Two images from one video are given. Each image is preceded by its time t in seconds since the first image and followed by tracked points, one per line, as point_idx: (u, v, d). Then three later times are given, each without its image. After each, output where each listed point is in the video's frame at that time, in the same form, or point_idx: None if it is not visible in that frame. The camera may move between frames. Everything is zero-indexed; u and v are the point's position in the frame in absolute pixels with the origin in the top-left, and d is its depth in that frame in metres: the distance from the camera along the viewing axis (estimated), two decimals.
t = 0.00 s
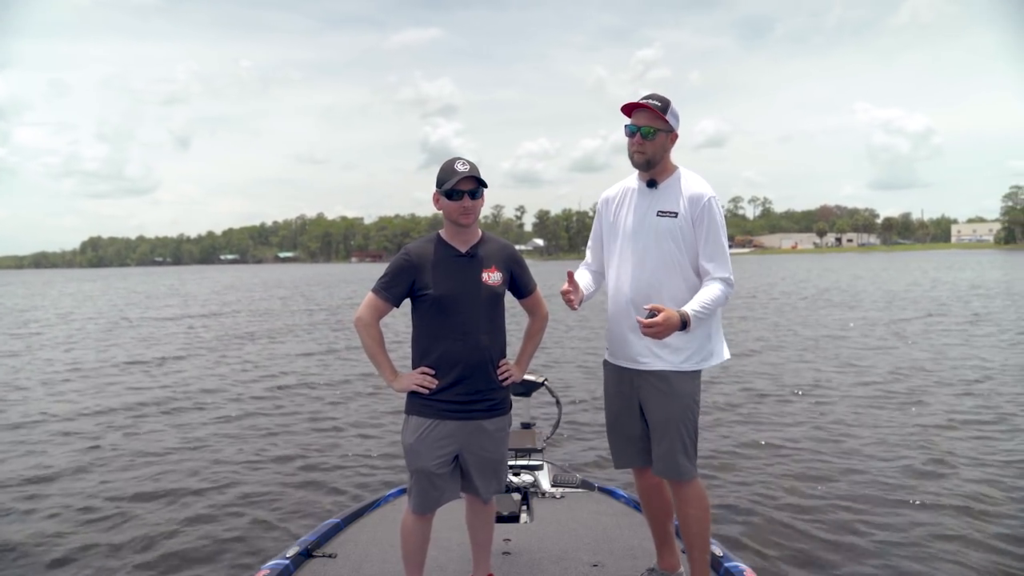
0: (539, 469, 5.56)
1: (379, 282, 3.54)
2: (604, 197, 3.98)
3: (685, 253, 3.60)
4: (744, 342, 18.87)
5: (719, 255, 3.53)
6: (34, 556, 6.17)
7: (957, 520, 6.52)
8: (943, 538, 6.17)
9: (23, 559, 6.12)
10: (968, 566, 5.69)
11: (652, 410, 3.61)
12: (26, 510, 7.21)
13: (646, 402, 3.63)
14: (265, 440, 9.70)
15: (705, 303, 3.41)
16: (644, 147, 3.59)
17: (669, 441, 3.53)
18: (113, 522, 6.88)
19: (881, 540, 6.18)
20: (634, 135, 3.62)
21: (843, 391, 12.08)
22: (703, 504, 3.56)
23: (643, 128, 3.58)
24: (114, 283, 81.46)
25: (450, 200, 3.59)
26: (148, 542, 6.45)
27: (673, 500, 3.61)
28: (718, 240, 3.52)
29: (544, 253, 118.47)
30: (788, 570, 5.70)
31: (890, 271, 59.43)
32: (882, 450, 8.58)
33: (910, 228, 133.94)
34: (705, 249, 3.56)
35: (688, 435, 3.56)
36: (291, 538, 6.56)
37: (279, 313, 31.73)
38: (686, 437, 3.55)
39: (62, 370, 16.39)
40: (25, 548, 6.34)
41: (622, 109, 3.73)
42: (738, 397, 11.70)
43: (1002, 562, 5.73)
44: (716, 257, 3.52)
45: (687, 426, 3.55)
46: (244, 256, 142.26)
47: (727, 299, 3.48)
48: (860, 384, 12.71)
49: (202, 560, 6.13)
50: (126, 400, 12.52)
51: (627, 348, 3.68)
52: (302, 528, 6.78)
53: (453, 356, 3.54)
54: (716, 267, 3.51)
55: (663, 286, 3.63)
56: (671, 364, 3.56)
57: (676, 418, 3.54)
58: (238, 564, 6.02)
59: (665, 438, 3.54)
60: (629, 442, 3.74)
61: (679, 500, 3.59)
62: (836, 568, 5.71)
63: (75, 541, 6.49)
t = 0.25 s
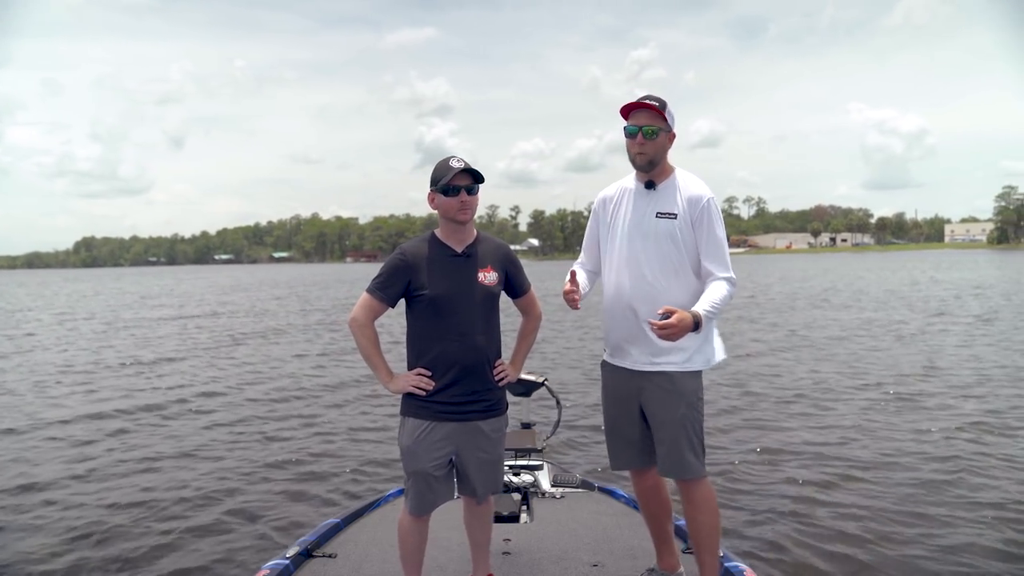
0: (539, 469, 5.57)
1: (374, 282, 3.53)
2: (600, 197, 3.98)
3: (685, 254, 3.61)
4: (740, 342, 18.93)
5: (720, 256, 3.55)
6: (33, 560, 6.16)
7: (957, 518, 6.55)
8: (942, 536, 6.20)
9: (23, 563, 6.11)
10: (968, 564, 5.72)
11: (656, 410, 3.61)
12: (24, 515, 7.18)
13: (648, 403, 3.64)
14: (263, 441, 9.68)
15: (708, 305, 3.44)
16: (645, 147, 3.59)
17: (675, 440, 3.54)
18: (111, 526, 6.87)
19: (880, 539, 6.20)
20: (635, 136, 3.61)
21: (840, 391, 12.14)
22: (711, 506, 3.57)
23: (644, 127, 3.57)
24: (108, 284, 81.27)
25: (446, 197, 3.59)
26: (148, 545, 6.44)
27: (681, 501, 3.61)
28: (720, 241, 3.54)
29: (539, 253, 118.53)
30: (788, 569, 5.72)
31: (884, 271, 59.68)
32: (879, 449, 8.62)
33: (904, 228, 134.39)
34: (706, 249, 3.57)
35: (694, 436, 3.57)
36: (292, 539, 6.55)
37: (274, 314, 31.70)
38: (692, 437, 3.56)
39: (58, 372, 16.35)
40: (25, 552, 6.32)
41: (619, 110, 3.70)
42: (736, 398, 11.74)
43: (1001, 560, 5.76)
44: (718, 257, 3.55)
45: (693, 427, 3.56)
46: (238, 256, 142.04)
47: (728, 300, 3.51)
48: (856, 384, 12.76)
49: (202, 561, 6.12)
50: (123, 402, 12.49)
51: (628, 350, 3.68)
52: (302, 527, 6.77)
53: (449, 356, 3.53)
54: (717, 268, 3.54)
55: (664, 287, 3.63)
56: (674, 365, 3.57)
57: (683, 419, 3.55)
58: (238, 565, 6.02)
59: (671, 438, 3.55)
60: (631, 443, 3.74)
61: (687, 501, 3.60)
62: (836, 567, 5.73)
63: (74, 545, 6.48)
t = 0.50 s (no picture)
0: (539, 469, 5.61)
1: (371, 283, 3.52)
2: (604, 200, 3.97)
3: (693, 254, 3.61)
4: (736, 343, 18.98)
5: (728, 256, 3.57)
6: (31, 561, 6.14)
7: (955, 520, 6.58)
8: (941, 539, 6.23)
9: (21, 563, 6.09)
10: (967, 566, 5.74)
11: (660, 414, 3.61)
12: (23, 515, 7.16)
13: (651, 407, 3.64)
14: (261, 442, 9.67)
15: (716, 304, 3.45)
16: (653, 144, 3.59)
17: (681, 444, 3.55)
18: (109, 526, 6.85)
19: (879, 542, 6.23)
20: (642, 135, 3.61)
21: (836, 392, 12.19)
22: (715, 509, 3.57)
23: (651, 126, 3.58)
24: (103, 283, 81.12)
25: (445, 200, 3.58)
26: (147, 546, 6.43)
27: (686, 504, 3.61)
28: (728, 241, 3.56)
29: (535, 254, 118.59)
30: (788, 571, 5.74)
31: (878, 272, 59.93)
32: (877, 451, 8.66)
33: (898, 229, 134.97)
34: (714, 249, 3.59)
35: (699, 439, 3.57)
36: (292, 539, 6.55)
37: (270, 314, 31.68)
38: (697, 440, 3.56)
39: (54, 372, 16.31)
40: (24, 553, 6.30)
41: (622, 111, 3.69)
42: (733, 399, 11.77)
43: (1000, 562, 5.79)
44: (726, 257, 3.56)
45: (698, 430, 3.57)
46: (233, 256, 141.81)
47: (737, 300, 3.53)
48: (853, 385, 12.82)
49: (202, 562, 6.11)
50: (119, 402, 12.46)
51: (635, 352, 3.67)
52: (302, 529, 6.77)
53: (448, 357, 3.53)
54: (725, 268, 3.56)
55: (673, 288, 3.61)
56: (679, 368, 3.58)
57: (688, 422, 3.55)
58: (238, 566, 6.01)
59: (676, 441, 3.56)
60: (634, 446, 3.74)
61: (693, 504, 3.59)
62: (836, 569, 5.75)
63: (74, 546, 6.47)
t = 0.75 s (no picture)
0: (538, 469, 5.59)
1: (369, 285, 3.51)
2: (606, 204, 3.97)
3: (700, 253, 3.62)
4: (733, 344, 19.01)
5: (734, 254, 3.59)
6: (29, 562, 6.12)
7: (953, 521, 6.60)
8: (939, 540, 6.24)
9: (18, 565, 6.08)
10: (965, 566, 5.76)
11: (666, 416, 3.61)
12: (22, 516, 7.15)
13: (658, 410, 3.64)
14: (261, 443, 9.67)
15: (722, 303, 3.48)
16: (657, 144, 3.60)
17: (688, 447, 3.54)
18: (107, 528, 6.83)
19: (878, 542, 6.24)
20: (645, 134, 3.61)
21: (833, 393, 12.22)
22: (718, 514, 3.57)
23: (654, 125, 3.59)
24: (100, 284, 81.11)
25: (450, 201, 3.57)
26: (144, 547, 6.41)
27: (686, 508, 3.62)
28: (733, 240, 3.59)
29: (531, 255, 118.72)
30: (787, 572, 5.75)
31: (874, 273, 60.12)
32: (874, 451, 8.67)
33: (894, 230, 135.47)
34: (720, 249, 3.62)
35: (706, 442, 3.56)
36: (292, 540, 6.54)
37: (268, 316, 31.70)
38: (704, 443, 3.55)
39: (52, 373, 16.31)
40: (23, 554, 6.29)
41: (623, 111, 3.70)
42: (731, 399, 11.80)
43: (998, 562, 5.81)
44: (731, 256, 3.59)
45: (705, 433, 3.56)
46: (229, 256, 141.63)
47: (744, 299, 3.55)
48: (851, 386, 12.87)
49: (202, 562, 6.10)
50: (116, 403, 12.43)
51: (644, 353, 3.66)
52: (302, 529, 6.76)
53: (448, 358, 3.53)
54: (731, 266, 3.58)
55: (679, 286, 3.61)
56: (689, 369, 3.58)
57: (696, 425, 3.54)
58: (237, 566, 6.00)
59: (683, 444, 3.55)
60: (639, 449, 3.74)
61: (693, 508, 3.60)
62: (835, 570, 5.77)
63: (73, 547, 6.45)
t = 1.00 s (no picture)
0: (539, 469, 5.58)
1: (370, 285, 3.51)
2: (606, 205, 3.96)
3: (704, 253, 3.63)
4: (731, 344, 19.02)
5: (736, 255, 3.61)
6: (28, 564, 6.11)
7: (951, 520, 6.61)
8: (937, 539, 6.25)
9: (16, 567, 6.06)
10: (964, 565, 5.77)
11: (676, 417, 3.61)
12: (20, 517, 7.14)
13: (667, 411, 3.64)
14: (259, 444, 9.66)
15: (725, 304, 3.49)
16: (658, 143, 3.60)
17: (699, 446, 3.55)
18: (106, 529, 6.83)
19: (876, 541, 6.26)
20: (645, 133, 3.61)
21: (831, 393, 12.25)
22: (726, 515, 3.58)
23: (655, 123, 3.59)
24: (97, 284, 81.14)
25: (454, 196, 3.59)
26: (143, 548, 6.40)
27: (691, 509, 3.62)
28: (735, 240, 3.60)
29: (528, 255, 118.72)
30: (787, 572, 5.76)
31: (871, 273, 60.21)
32: (873, 451, 8.69)
33: (890, 229, 135.87)
34: (721, 249, 3.63)
35: (716, 443, 3.57)
36: (291, 540, 6.54)
37: (266, 316, 31.71)
38: (714, 443, 3.56)
39: (51, 374, 16.29)
40: (21, 555, 6.28)
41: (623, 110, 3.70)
42: (729, 399, 11.83)
43: (996, 561, 5.82)
44: (733, 256, 3.60)
45: (714, 434, 3.56)
46: (226, 257, 141.40)
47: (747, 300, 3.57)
48: (849, 385, 12.89)
49: (200, 564, 6.09)
50: (114, 405, 12.41)
51: (649, 354, 3.65)
52: (301, 530, 6.75)
53: (450, 358, 3.52)
54: (733, 267, 3.60)
55: (684, 287, 3.61)
56: (696, 370, 3.57)
57: (705, 426, 3.55)
58: (236, 568, 5.99)
59: (694, 444, 3.56)
60: (647, 452, 3.74)
61: (700, 509, 3.60)
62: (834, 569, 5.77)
63: (71, 548, 6.44)
